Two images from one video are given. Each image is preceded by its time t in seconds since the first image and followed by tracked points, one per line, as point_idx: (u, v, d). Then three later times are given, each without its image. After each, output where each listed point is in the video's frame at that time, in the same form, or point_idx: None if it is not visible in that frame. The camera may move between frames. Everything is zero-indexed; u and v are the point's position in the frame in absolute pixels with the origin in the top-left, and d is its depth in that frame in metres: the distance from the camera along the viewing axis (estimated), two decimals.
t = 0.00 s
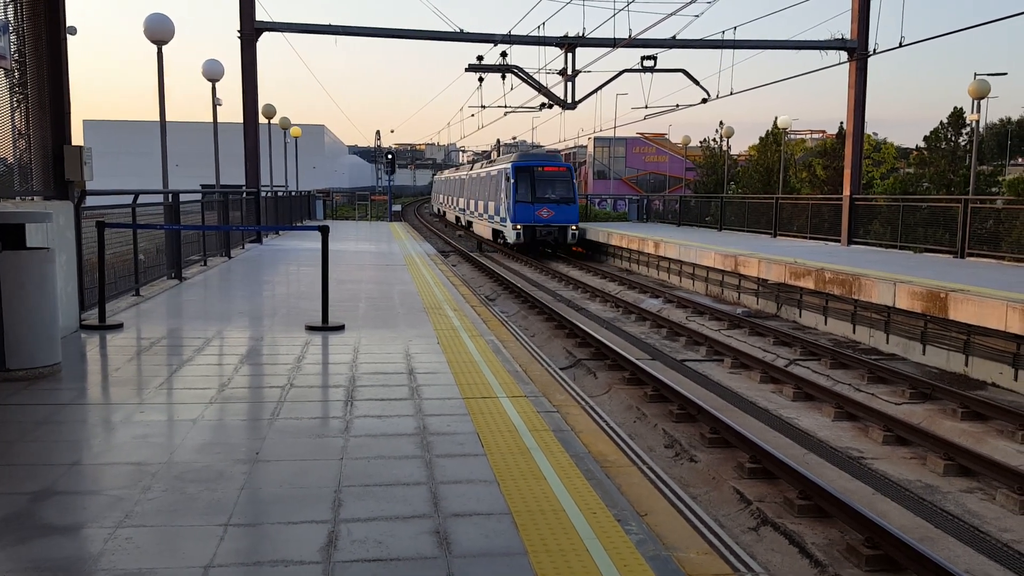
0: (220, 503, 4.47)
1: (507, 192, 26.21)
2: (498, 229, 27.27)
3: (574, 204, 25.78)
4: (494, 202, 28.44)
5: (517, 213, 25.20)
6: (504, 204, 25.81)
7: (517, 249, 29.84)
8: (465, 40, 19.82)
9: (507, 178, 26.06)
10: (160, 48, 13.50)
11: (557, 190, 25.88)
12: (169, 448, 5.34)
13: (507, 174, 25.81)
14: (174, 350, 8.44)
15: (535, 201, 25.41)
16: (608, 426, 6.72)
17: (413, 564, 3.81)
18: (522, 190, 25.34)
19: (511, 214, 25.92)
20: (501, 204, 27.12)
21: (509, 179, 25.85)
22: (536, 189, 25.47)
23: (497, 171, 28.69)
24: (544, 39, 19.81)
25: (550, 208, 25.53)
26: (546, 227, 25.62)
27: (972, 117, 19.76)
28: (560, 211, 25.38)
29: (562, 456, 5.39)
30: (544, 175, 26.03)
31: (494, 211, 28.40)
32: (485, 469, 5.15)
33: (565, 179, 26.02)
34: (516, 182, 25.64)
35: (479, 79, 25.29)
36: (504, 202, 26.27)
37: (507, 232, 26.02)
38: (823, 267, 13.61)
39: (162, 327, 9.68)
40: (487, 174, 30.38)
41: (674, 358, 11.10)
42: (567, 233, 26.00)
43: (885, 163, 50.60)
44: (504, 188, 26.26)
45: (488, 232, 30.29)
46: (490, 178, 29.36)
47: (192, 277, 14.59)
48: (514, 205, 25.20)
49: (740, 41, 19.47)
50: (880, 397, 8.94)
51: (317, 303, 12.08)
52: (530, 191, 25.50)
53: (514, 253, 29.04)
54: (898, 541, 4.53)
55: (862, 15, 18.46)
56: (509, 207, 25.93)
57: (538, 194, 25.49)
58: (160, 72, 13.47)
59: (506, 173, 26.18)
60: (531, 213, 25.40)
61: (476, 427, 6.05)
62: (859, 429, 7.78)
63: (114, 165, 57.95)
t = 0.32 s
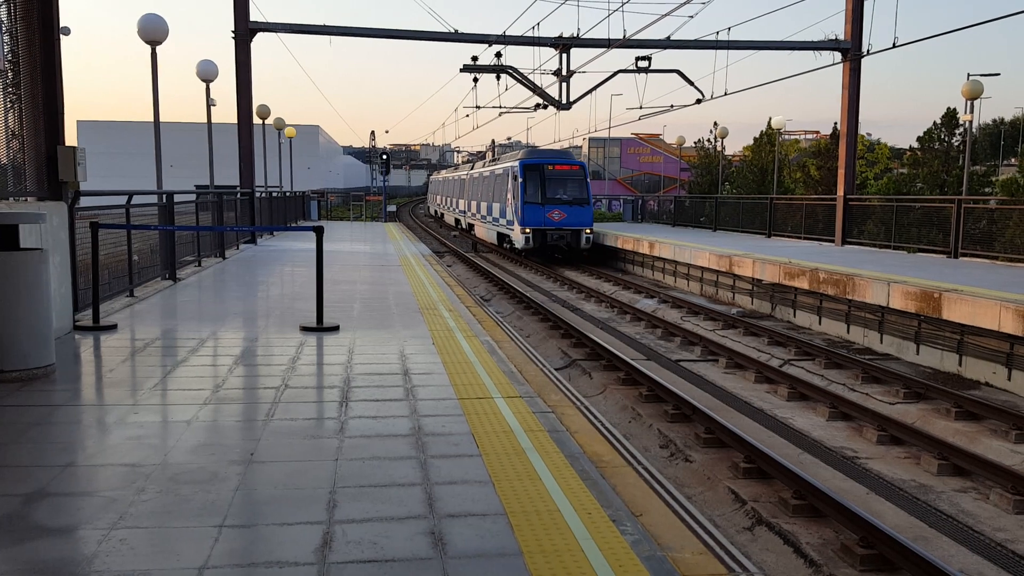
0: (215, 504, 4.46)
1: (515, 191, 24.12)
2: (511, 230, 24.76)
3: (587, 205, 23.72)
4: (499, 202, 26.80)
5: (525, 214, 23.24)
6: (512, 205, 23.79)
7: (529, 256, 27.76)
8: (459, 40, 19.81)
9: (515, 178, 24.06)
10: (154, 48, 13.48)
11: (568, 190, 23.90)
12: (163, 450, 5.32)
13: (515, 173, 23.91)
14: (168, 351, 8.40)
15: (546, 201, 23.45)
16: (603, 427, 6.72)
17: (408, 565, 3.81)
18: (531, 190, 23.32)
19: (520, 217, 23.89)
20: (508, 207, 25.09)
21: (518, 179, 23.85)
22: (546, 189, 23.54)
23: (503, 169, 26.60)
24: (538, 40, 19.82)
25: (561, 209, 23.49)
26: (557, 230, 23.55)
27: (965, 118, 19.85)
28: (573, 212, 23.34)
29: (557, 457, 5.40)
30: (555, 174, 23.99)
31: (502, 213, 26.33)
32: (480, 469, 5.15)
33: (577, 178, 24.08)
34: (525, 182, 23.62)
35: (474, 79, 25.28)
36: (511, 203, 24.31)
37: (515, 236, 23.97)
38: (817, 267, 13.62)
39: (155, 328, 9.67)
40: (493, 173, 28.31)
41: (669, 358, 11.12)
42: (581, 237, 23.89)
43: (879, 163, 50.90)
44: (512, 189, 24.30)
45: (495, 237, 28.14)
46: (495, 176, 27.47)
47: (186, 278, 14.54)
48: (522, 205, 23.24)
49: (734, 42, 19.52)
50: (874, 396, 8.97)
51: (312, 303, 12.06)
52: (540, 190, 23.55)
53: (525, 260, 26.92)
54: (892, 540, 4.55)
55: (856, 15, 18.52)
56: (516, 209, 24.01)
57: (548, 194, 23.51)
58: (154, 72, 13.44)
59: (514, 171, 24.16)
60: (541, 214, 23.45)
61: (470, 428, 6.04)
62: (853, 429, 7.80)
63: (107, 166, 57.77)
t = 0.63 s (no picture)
0: (207, 506, 4.43)
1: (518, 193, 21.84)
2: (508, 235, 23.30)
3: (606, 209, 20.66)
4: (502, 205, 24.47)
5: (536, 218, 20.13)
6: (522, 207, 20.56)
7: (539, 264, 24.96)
8: (453, 41, 19.80)
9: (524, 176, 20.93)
10: (147, 48, 13.44)
11: (584, 191, 20.71)
12: (154, 451, 5.30)
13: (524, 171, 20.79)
14: (160, 352, 8.36)
15: (559, 203, 20.32)
16: (596, 427, 6.73)
17: (400, 566, 3.81)
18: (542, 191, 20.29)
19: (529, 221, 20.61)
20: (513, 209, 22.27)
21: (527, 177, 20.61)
22: (559, 189, 20.39)
23: (509, 167, 23.74)
24: (531, 40, 19.83)
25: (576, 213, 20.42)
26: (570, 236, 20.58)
27: (956, 120, 19.94)
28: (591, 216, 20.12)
29: (549, 458, 5.40)
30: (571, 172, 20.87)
31: (507, 216, 23.47)
32: (472, 470, 5.16)
33: (594, 177, 20.83)
34: (536, 181, 20.48)
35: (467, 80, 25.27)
36: (519, 206, 21.33)
37: (524, 243, 21.04)
38: (809, 268, 13.64)
39: (147, 328, 9.64)
40: (495, 172, 25.60)
41: (663, 359, 11.14)
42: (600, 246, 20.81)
43: (871, 164, 51.17)
44: (520, 189, 21.26)
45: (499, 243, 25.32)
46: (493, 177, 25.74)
47: (178, 279, 14.48)
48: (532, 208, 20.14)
49: (726, 43, 19.56)
50: (866, 397, 9.00)
51: (304, 304, 12.02)
52: (552, 190, 20.38)
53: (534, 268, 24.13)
54: (883, 539, 4.57)
55: (848, 17, 18.58)
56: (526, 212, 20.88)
57: (562, 196, 20.43)
58: (145, 72, 13.39)
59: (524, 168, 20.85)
60: (554, 218, 20.16)
61: (463, 428, 6.04)
62: (845, 430, 7.82)
63: (99, 166, 57.50)
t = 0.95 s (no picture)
0: (199, 506, 4.43)
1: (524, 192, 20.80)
2: (512, 237, 22.15)
3: (624, 211, 19.19)
4: (501, 205, 24.00)
5: (548, 221, 18.69)
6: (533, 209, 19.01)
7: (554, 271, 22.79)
8: (447, 41, 19.80)
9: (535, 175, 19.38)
10: (139, 47, 13.41)
11: (599, 191, 19.25)
12: (147, 451, 5.28)
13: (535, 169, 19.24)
14: (153, 352, 8.33)
15: (573, 205, 18.86)
16: (589, 427, 6.74)
17: (393, 566, 3.81)
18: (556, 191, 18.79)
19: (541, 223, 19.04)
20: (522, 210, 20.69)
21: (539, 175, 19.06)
22: (573, 190, 18.98)
23: (520, 164, 22.12)
24: (525, 41, 19.84)
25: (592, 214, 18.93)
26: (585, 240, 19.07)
27: (948, 122, 20.04)
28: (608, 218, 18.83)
29: (543, 458, 5.40)
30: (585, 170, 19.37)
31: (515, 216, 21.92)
32: (466, 470, 5.16)
33: (610, 176, 19.40)
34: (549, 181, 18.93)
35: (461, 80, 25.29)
36: (529, 207, 19.83)
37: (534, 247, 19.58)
38: (802, 269, 13.65)
39: (139, 328, 9.61)
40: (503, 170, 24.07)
41: (656, 359, 11.15)
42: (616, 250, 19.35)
43: (863, 166, 51.46)
44: (530, 188, 19.75)
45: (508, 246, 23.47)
46: (498, 174, 24.87)
47: (171, 278, 14.44)
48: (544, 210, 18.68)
49: (720, 45, 19.61)
50: (858, 398, 9.04)
51: (298, 304, 12.01)
52: (565, 191, 18.93)
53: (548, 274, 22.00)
54: (874, 540, 4.59)
55: (840, 19, 18.66)
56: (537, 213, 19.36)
57: (576, 197, 18.97)
58: (138, 71, 13.36)
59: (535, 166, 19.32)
60: (568, 222, 18.78)
61: (456, 428, 6.04)
62: (837, 430, 7.85)
63: (92, 165, 57.28)
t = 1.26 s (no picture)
0: (194, 506, 4.42)
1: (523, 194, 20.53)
2: (512, 241, 21.80)
3: (658, 213, 16.81)
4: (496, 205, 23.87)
5: (571, 225, 16.40)
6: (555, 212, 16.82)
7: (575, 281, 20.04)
8: (443, 41, 19.79)
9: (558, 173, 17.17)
10: (134, 46, 13.37)
11: (629, 192, 16.93)
12: (142, 451, 5.27)
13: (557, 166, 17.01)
14: (148, 352, 8.31)
15: (600, 207, 16.58)
16: (585, 428, 6.74)
17: (388, 566, 3.81)
18: (580, 192, 16.56)
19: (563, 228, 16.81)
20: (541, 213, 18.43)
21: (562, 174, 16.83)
22: (600, 189, 16.68)
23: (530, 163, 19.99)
24: (521, 41, 19.84)
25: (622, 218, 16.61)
26: (615, 248, 16.74)
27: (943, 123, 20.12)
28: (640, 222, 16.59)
29: (538, 458, 5.41)
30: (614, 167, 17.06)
31: (531, 221, 19.49)
32: (461, 470, 5.16)
33: (642, 174, 17.08)
34: (573, 180, 16.70)
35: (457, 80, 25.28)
36: (548, 208, 17.65)
37: (556, 256, 17.21)
38: (797, 269, 13.65)
39: (134, 328, 9.59)
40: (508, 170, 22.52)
41: (652, 359, 11.16)
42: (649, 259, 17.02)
43: (858, 167, 51.74)
44: (551, 188, 17.52)
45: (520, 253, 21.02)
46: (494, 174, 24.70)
47: (165, 278, 14.41)
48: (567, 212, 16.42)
49: (715, 46, 19.64)
50: (853, 398, 9.06)
51: (293, 304, 11.99)
52: (591, 192, 16.64)
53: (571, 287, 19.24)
54: (869, 540, 4.60)
55: (836, 20, 18.69)
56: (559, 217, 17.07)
57: (603, 198, 16.67)
58: (133, 70, 13.32)
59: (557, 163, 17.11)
60: (594, 226, 16.45)
61: (452, 429, 6.05)
62: (832, 430, 7.86)
63: (86, 164, 57.10)
